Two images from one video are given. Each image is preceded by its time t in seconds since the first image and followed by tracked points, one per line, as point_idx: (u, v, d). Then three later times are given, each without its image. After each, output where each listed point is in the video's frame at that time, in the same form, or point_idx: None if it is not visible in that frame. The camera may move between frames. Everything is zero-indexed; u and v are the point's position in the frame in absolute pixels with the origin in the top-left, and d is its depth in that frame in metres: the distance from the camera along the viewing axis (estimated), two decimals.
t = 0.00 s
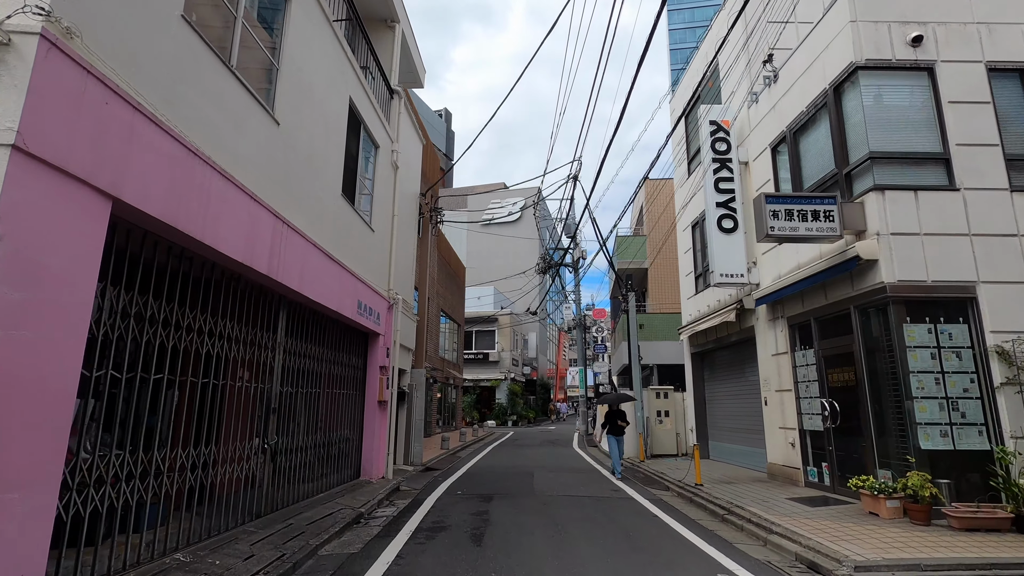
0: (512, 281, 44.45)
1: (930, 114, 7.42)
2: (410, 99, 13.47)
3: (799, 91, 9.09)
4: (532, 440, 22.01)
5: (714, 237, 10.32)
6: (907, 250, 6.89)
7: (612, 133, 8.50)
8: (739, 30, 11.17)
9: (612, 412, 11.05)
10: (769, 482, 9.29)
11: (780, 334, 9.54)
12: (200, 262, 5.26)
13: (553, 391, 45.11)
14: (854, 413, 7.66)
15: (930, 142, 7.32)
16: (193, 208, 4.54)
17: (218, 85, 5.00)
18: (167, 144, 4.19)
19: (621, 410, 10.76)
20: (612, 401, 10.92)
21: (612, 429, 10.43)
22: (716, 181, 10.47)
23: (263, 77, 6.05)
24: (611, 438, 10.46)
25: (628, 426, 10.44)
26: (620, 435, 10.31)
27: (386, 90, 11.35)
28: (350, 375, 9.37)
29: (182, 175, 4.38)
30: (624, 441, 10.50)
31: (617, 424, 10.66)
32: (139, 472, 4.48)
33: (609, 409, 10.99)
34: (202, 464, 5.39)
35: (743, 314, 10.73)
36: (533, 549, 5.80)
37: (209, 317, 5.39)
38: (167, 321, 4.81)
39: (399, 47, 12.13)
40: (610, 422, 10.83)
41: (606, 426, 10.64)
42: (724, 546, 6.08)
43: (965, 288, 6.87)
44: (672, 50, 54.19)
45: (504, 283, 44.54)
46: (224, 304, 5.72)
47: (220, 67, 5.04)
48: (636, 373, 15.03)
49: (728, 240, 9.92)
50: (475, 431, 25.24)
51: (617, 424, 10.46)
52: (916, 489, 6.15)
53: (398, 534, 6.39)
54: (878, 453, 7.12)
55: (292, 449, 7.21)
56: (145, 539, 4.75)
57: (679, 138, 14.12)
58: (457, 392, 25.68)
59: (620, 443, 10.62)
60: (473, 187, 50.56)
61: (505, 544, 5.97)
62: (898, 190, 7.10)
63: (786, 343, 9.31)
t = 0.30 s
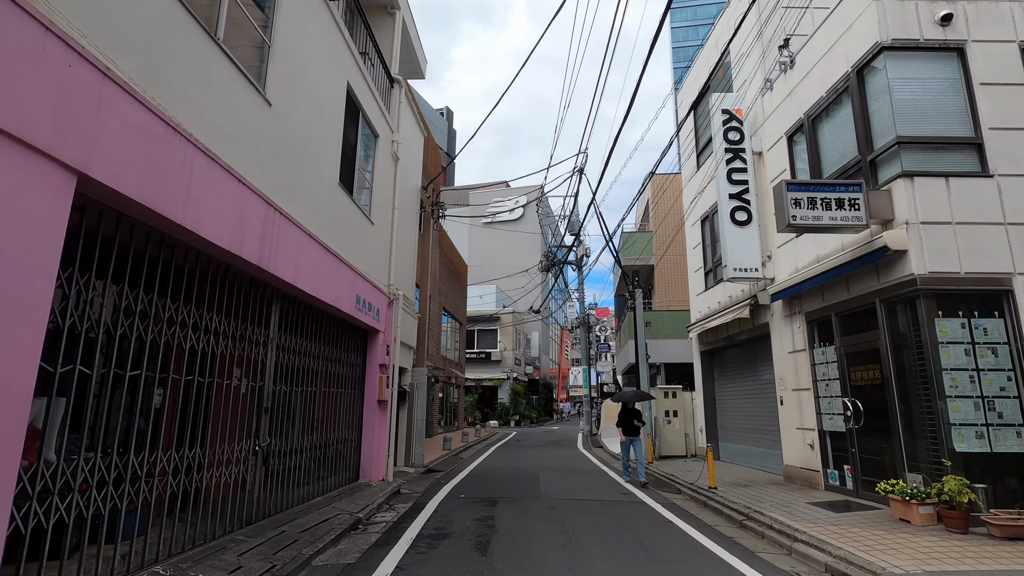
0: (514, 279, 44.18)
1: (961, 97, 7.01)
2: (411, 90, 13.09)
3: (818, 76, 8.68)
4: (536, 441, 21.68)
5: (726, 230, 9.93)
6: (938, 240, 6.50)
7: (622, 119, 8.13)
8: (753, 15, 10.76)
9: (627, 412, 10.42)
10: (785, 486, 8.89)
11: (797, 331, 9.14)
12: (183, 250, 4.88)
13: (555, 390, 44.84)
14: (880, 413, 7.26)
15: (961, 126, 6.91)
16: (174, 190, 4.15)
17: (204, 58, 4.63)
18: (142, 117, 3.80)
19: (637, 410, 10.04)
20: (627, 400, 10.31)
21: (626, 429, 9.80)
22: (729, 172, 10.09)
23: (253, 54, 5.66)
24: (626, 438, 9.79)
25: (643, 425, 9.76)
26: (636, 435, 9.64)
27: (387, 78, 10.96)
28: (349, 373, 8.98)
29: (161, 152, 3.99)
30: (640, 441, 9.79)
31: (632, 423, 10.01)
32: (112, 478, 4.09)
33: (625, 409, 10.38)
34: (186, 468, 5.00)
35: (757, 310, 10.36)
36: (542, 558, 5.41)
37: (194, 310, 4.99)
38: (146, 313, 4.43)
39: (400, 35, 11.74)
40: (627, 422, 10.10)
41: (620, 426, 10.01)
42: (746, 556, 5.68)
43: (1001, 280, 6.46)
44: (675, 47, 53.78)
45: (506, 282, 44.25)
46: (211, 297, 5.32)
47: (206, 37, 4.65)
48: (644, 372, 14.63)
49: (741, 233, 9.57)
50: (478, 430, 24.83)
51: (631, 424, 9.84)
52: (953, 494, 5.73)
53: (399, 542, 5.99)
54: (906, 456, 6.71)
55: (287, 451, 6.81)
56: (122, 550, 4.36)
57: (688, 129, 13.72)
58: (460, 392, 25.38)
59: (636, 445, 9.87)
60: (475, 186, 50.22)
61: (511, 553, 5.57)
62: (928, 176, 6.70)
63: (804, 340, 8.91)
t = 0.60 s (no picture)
0: (517, 278, 43.80)
1: (996, 79, 6.58)
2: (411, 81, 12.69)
3: (838, 61, 8.25)
4: (540, 442, 21.29)
5: (740, 224, 9.51)
6: (974, 231, 6.07)
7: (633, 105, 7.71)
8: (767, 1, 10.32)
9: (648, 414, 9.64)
10: (804, 492, 8.46)
11: (816, 329, 8.71)
12: (160, 239, 4.45)
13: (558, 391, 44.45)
14: (909, 416, 6.82)
15: (996, 110, 6.48)
16: (146, 171, 3.75)
17: (181, 28, 4.23)
18: (106, 87, 3.40)
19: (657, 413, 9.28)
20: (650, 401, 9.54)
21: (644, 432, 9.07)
22: (742, 164, 9.66)
23: (239, 29, 5.26)
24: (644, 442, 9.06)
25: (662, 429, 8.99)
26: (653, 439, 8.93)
27: (386, 67, 10.56)
28: (346, 374, 8.58)
29: (130, 128, 3.60)
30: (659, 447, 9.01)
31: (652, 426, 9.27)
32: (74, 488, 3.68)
33: (646, 411, 9.63)
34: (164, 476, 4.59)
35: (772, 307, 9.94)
36: (550, 573, 4.99)
37: (173, 305, 4.59)
38: (117, 307, 4.01)
39: (400, 23, 11.34)
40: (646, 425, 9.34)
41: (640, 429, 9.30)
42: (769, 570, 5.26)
43: None
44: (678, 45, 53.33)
45: (509, 281, 43.87)
46: (193, 290, 4.92)
47: (181, 3, 4.23)
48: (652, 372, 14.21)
49: (755, 227, 9.15)
50: (481, 431, 24.39)
51: (651, 427, 9.11)
52: (996, 506, 5.30)
53: (397, 554, 5.57)
54: (939, 463, 6.28)
55: (278, 457, 6.40)
56: (91, 568, 3.95)
57: (697, 122, 13.30)
58: (462, 392, 25.02)
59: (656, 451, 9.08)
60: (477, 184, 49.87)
61: (517, 567, 5.16)
62: (962, 163, 6.27)
63: (824, 339, 8.48)
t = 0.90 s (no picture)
0: (519, 277, 43.44)
1: None
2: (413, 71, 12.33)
3: (861, 45, 7.87)
4: (543, 443, 20.93)
5: (755, 217, 9.14)
6: (1015, 220, 5.68)
7: (647, 88, 7.33)
8: None
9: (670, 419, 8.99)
10: (824, 496, 8.07)
11: (836, 326, 8.32)
12: (141, 223, 4.09)
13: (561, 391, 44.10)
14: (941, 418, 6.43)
15: None
16: (123, 146, 3.40)
17: None
18: (75, 49, 3.05)
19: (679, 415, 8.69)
20: (671, 402, 9.01)
21: (666, 434, 8.54)
22: (758, 154, 9.29)
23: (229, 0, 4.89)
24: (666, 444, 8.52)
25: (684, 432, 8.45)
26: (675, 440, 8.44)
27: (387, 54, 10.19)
28: (345, 372, 8.22)
29: (103, 96, 3.25)
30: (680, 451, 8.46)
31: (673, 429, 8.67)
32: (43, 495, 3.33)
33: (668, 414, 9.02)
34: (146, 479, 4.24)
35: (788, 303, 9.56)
36: None
37: (158, 295, 4.24)
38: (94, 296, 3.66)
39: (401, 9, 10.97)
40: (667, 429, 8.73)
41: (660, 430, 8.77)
42: None
43: None
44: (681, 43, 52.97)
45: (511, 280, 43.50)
46: (180, 280, 4.56)
47: None
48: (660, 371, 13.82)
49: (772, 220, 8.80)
50: (483, 432, 24.00)
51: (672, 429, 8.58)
52: None
53: (400, 563, 5.21)
54: (976, 467, 5.90)
55: (273, 459, 6.04)
56: None
57: (707, 113, 12.92)
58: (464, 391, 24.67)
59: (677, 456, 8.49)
60: (479, 182, 49.48)
61: None
62: (1000, 148, 5.89)
63: (845, 336, 8.09)
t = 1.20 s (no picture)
0: (521, 276, 42.99)
1: None
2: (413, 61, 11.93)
3: (885, 27, 7.46)
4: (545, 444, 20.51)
5: (771, 210, 8.75)
6: None
7: (660, 71, 6.92)
8: None
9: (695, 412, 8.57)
10: (845, 503, 7.68)
11: (858, 324, 7.93)
12: (112, 210, 3.70)
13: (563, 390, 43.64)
14: (975, 421, 6.04)
15: None
16: (86, 122, 3.02)
17: None
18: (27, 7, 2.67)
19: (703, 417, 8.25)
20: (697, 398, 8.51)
21: (689, 436, 8.11)
22: (773, 144, 8.90)
23: None
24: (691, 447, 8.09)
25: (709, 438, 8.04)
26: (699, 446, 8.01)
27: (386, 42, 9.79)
28: (342, 373, 7.84)
29: (61, 64, 2.86)
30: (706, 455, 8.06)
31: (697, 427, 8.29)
32: None
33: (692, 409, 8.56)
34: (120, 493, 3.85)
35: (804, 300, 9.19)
36: None
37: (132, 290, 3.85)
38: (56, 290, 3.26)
39: None
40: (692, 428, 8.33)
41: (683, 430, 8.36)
42: None
43: None
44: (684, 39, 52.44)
45: (512, 279, 43.07)
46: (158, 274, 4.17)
47: None
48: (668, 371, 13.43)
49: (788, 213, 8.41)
50: (485, 433, 23.62)
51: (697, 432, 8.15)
52: None
53: None
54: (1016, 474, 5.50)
55: (263, 467, 5.65)
56: None
57: (717, 105, 12.51)
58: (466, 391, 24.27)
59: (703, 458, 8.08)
60: (480, 180, 49.03)
61: None
62: None
63: (868, 334, 7.70)
